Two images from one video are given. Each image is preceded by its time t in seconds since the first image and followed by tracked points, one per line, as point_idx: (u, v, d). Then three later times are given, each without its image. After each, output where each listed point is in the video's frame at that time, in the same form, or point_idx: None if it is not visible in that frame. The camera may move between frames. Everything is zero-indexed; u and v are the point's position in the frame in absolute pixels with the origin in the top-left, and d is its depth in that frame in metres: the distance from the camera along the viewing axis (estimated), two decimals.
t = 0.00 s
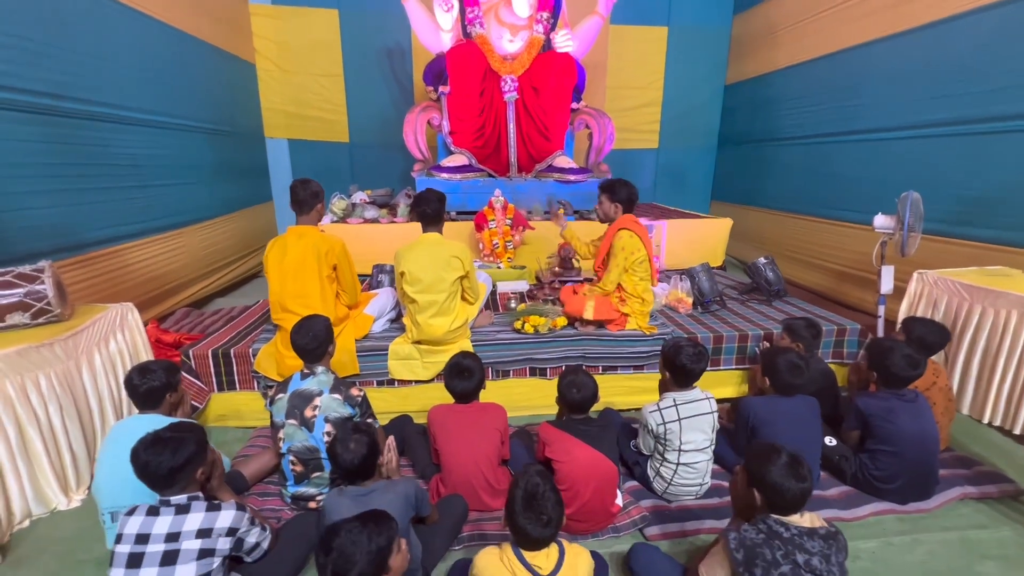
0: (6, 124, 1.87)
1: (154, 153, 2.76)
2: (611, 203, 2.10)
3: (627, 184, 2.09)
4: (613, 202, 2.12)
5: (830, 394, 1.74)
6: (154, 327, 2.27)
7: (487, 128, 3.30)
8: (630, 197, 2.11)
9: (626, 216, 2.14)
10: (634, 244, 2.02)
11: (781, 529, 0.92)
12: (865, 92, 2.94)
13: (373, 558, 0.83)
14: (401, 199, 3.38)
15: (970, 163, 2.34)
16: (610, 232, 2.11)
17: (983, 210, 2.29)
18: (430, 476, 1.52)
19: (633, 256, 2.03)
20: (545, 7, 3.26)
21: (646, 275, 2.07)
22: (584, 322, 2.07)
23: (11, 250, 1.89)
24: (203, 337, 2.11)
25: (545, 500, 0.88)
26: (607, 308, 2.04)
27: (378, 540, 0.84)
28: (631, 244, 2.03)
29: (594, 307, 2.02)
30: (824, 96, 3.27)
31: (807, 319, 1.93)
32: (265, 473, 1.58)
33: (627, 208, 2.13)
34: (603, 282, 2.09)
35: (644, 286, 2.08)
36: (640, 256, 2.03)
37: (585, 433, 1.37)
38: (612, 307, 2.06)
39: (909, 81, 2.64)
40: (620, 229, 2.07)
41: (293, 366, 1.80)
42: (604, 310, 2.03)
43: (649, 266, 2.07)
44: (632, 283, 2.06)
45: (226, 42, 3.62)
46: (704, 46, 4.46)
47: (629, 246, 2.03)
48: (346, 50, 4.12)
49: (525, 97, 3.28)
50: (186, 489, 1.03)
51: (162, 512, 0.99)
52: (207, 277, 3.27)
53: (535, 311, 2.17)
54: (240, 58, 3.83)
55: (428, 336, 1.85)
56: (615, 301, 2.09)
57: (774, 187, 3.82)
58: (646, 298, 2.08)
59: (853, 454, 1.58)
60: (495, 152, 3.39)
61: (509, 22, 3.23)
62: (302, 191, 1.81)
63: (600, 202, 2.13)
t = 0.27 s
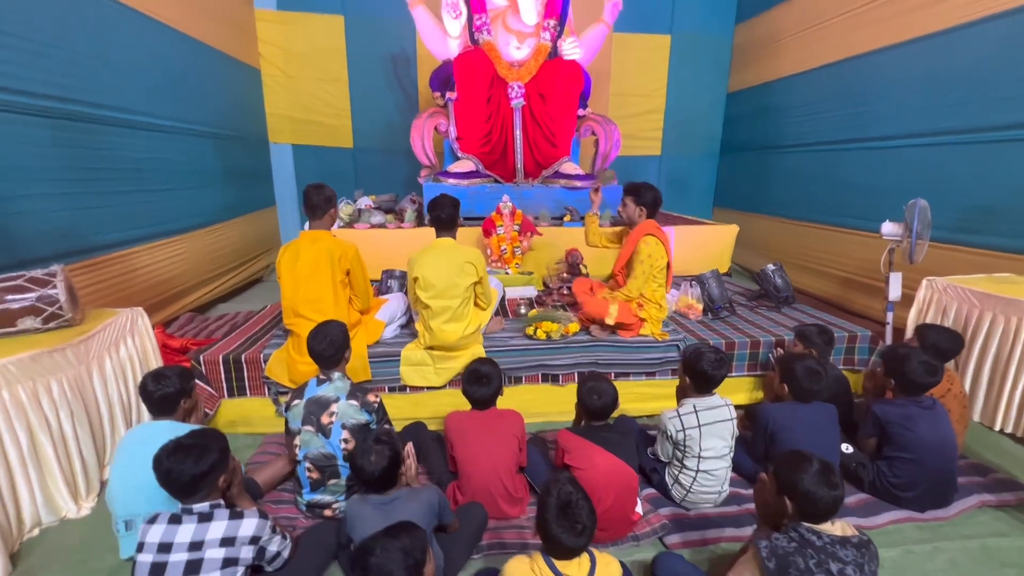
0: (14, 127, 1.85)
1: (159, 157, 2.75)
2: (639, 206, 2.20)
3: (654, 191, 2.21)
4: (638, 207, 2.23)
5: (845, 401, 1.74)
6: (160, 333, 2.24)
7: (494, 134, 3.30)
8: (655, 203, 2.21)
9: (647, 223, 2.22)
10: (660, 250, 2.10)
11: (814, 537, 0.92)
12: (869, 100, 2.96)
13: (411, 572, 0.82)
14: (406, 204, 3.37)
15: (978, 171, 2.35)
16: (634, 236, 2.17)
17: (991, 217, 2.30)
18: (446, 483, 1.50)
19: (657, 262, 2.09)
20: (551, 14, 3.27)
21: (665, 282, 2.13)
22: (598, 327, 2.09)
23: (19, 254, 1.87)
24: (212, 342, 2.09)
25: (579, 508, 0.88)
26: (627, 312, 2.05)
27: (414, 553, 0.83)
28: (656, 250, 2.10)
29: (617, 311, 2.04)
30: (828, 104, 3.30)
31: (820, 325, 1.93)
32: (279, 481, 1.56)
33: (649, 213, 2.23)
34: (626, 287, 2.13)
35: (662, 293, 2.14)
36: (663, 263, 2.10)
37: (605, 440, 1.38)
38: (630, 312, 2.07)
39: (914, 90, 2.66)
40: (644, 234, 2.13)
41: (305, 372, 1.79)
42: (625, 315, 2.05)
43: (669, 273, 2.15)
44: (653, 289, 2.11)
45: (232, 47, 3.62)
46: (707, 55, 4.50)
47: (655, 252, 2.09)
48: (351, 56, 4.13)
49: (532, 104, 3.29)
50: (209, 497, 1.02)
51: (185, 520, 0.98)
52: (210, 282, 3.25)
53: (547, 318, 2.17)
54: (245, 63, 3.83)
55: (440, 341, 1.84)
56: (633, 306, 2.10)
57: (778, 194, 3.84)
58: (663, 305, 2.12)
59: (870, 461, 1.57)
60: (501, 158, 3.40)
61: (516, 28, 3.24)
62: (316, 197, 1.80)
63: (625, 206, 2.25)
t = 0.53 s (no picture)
0: (43, 135, 1.89)
1: (179, 165, 2.78)
2: (657, 213, 2.21)
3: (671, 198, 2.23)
4: (655, 213, 2.23)
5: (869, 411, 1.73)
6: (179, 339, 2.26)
7: (507, 142, 3.32)
8: (672, 209, 2.24)
9: (662, 230, 2.26)
10: (680, 257, 2.13)
11: (853, 550, 0.91)
12: (882, 108, 2.97)
13: None
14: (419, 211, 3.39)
15: (995, 180, 2.34)
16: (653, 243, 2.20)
17: (1009, 226, 2.29)
18: (470, 492, 1.50)
19: (677, 269, 2.12)
20: (565, 24, 3.29)
21: (683, 289, 2.17)
22: (616, 336, 2.09)
23: (44, 260, 1.89)
24: (233, 349, 2.11)
25: (617, 519, 0.88)
26: (648, 321, 2.05)
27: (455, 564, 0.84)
28: (675, 257, 2.13)
29: (639, 321, 2.04)
30: (840, 112, 3.30)
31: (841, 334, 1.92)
32: (303, 488, 1.56)
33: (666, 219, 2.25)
34: (652, 295, 2.13)
35: (680, 299, 2.17)
36: (682, 270, 2.14)
37: (631, 449, 1.37)
38: (651, 321, 2.07)
39: (929, 99, 2.66)
40: (663, 241, 2.16)
41: (326, 380, 1.78)
42: (647, 323, 2.05)
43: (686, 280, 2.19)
44: (673, 296, 2.14)
45: (248, 56, 3.66)
46: (717, 63, 4.51)
47: (675, 259, 2.12)
48: (364, 65, 4.16)
49: (546, 113, 3.31)
50: (244, 504, 1.03)
51: (221, 528, 0.99)
52: (224, 289, 3.27)
53: (567, 325, 2.17)
54: (260, 72, 3.87)
55: (461, 349, 1.84)
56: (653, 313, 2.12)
57: (790, 202, 3.83)
58: (682, 311, 2.15)
59: (896, 472, 1.55)
60: (515, 165, 3.41)
61: (530, 38, 3.24)
62: (339, 205, 1.83)
63: (643, 212, 2.25)
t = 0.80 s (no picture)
0: (59, 141, 1.90)
1: (190, 170, 2.80)
2: (660, 218, 2.20)
3: (673, 202, 2.20)
4: (659, 218, 2.22)
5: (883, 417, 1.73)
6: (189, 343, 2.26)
7: (515, 148, 3.34)
8: (676, 213, 2.22)
9: (666, 235, 2.25)
10: (685, 263, 2.12)
11: (877, 559, 0.91)
12: (888, 115, 2.97)
13: None
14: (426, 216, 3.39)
15: (1005, 186, 2.34)
16: (659, 249, 2.19)
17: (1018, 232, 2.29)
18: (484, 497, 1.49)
19: (683, 276, 2.11)
20: (573, 30, 3.31)
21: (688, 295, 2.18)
22: (626, 343, 2.08)
23: (58, 264, 1.90)
24: (244, 353, 2.11)
25: (641, 526, 0.88)
26: (655, 328, 2.06)
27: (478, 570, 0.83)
28: (681, 263, 2.11)
29: (647, 330, 2.03)
30: (846, 119, 3.31)
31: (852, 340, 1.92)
32: (316, 493, 1.56)
33: (670, 223, 2.23)
34: (656, 301, 2.12)
35: (686, 305, 2.17)
36: (688, 276, 2.13)
37: (646, 455, 1.36)
38: (658, 329, 2.08)
39: (937, 105, 2.67)
40: (669, 247, 2.15)
41: (338, 386, 1.78)
42: (654, 331, 2.05)
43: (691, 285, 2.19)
44: (679, 303, 2.14)
45: (257, 62, 3.69)
46: (723, 69, 4.53)
47: (681, 266, 2.11)
48: (371, 71, 4.19)
49: (553, 118, 3.32)
50: (263, 510, 1.03)
51: (241, 534, 0.99)
52: (232, 293, 3.28)
53: (577, 331, 2.17)
54: (269, 77, 3.89)
55: (473, 354, 1.84)
56: (660, 321, 2.12)
57: (797, 207, 3.83)
58: (688, 317, 2.15)
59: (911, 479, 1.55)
60: (522, 171, 3.42)
61: (538, 44, 3.26)
62: (352, 210, 1.84)
63: (646, 218, 2.24)
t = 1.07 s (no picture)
0: (68, 146, 1.92)
1: (197, 175, 2.81)
2: (659, 224, 2.21)
3: (670, 209, 2.21)
4: (658, 225, 2.24)
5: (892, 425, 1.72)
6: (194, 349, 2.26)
7: (519, 153, 3.33)
8: (674, 219, 2.23)
9: (667, 242, 2.25)
10: (686, 269, 2.12)
11: (891, 568, 0.90)
12: (891, 122, 2.98)
13: None
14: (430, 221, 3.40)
15: (1009, 193, 2.34)
16: (659, 256, 2.19)
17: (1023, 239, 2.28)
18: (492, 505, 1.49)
19: (685, 282, 2.11)
20: (577, 37, 3.34)
21: (691, 301, 2.17)
22: (632, 350, 2.06)
23: (65, 269, 1.91)
24: (250, 358, 2.11)
25: (656, 536, 0.87)
26: (661, 335, 2.05)
27: None
28: (682, 270, 2.12)
29: (653, 336, 2.02)
30: (850, 125, 3.31)
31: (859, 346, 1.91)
32: (323, 500, 1.56)
33: (670, 229, 2.25)
34: (660, 308, 2.12)
35: (689, 311, 2.17)
36: (689, 283, 2.13)
37: (655, 463, 1.36)
38: (664, 335, 2.07)
39: (940, 112, 2.67)
40: (670, 254, 2.15)
41: (344, 393, 1.77)
42: (659, 338, 2.05)
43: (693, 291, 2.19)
44: (682, 309, 2.13)
45: (262, 68, 3.71)
46: (725, 76, 4.54)
47: (682, 272, 2.12)
48: (375, 77, 4.21)
49: (558, 124, 3.32)
50: (273, 517, 1.03)
51: (251, 541, 0.99)
52: (236, 298, 3.28)
53: (584, 337, 2.16)
54: (274, 83, 3.91)
55: (480, 360, 1.84)
56: (664, 328, 2.12)
57: (800, 213, 3.83)
58: (692, 323, 2.15)
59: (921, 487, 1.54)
60: (527, 177, 3.41)
61: (542, 50, 3.27)
62: (360, 216, 1.85)
63: (645, 226, 2.25)
